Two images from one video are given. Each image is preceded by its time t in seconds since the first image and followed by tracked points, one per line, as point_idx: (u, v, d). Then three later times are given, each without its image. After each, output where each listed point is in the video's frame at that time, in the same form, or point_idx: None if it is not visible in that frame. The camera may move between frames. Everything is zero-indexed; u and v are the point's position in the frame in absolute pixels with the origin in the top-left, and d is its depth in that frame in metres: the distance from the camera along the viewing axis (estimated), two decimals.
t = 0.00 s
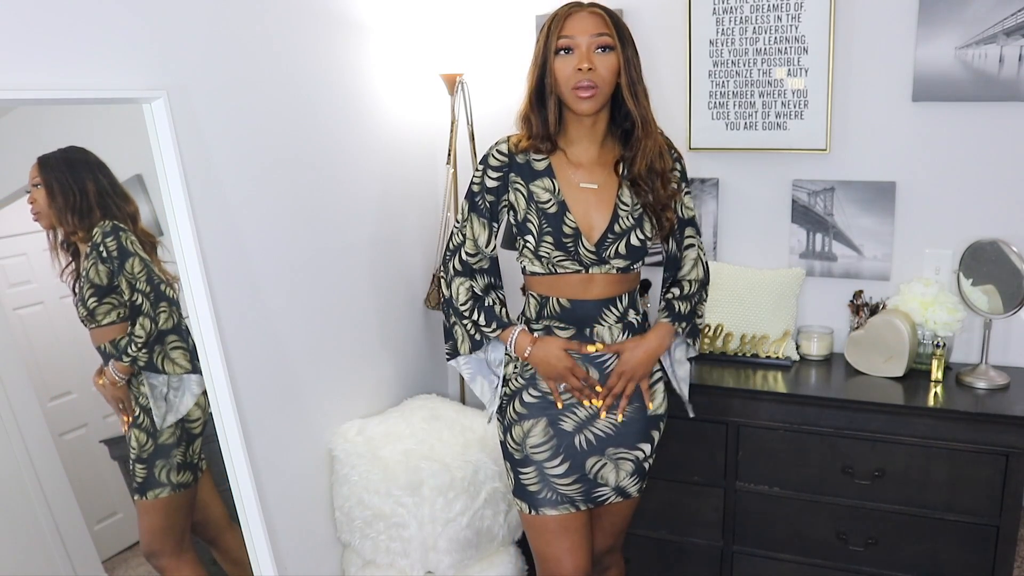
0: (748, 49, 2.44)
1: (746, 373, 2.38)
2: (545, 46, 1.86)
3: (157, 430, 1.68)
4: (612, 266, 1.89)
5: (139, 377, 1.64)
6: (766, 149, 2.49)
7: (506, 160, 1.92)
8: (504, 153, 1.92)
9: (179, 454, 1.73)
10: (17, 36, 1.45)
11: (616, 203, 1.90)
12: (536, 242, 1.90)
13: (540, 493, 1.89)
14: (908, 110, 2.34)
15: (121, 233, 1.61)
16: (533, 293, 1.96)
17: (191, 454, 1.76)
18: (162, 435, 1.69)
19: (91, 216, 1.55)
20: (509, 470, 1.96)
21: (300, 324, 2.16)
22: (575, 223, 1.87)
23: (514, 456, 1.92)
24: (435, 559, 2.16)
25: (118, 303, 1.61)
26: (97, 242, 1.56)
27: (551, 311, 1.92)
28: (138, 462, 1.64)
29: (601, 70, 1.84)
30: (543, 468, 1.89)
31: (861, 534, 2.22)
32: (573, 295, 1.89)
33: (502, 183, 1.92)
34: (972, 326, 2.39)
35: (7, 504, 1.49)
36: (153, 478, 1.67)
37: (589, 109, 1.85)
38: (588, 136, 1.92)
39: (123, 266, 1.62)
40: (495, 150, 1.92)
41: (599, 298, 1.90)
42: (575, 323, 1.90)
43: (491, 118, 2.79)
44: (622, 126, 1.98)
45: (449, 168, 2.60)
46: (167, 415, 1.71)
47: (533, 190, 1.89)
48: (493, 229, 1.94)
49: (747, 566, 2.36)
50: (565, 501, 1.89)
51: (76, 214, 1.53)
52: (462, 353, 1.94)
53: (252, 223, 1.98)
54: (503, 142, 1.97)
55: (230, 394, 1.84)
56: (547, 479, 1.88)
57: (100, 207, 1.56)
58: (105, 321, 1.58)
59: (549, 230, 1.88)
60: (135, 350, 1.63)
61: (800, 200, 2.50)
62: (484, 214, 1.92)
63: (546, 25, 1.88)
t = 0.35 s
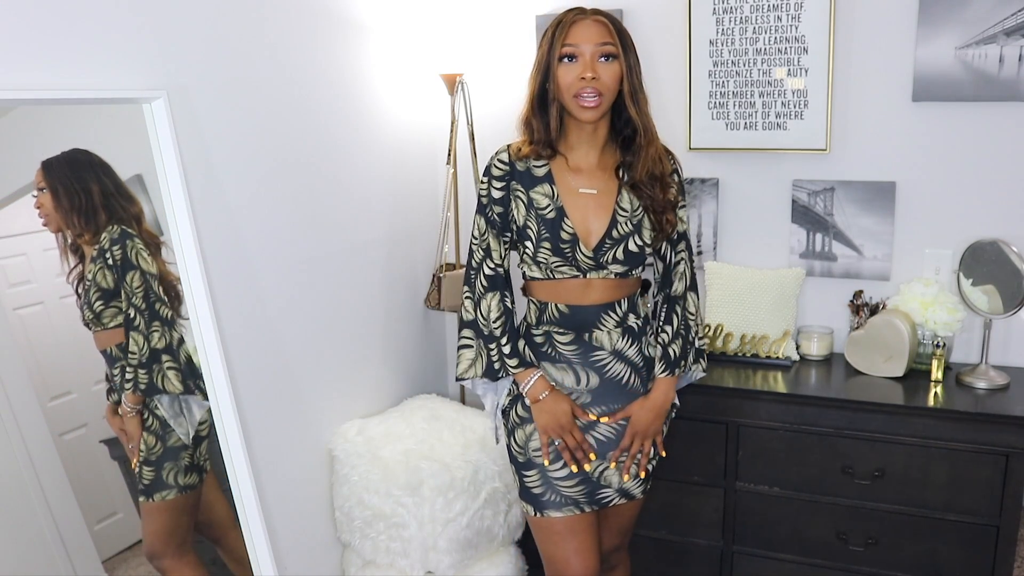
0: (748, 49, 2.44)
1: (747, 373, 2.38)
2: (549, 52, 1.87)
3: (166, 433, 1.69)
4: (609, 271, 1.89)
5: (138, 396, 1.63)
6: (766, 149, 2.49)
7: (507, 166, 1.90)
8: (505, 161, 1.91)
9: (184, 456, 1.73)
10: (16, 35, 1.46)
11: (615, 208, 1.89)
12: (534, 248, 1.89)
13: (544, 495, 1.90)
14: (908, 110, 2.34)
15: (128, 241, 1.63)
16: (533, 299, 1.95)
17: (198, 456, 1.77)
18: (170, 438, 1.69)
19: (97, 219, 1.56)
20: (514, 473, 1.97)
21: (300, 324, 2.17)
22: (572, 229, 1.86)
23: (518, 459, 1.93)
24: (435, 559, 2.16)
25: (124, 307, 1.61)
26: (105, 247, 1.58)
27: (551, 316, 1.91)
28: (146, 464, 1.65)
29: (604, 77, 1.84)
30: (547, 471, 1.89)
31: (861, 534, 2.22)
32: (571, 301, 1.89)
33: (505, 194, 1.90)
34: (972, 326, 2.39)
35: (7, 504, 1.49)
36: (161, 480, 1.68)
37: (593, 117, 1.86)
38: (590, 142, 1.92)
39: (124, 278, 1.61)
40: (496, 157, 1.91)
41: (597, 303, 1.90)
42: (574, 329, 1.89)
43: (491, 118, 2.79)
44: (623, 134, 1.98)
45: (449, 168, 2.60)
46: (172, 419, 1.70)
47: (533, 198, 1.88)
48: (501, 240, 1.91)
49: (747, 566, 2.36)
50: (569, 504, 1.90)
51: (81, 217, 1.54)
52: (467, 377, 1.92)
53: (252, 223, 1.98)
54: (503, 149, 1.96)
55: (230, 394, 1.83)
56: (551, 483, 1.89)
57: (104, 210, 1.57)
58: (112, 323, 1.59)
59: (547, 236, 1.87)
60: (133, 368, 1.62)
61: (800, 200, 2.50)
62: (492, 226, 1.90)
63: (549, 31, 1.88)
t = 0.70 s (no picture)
0: (748, 49, 2.44)
1: (746, 373, 2.38)
2: (547, 54, 1.87)
3: (167, 433, 1.68)
4: (609, 274, 1.89)
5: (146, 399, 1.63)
6: (766, 149, 2.49)
7: (508, 169, 1.90)
8: (505, 165, 1.90)
9: (185, 457, 1.73)
10: (15, 35, 1.45)
11: (616, 211, 1.90)
12: (536, 251, 1.90)
13: (556, 493, 1.90)
14: (908, 110, 2.34)
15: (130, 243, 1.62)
16: (534, 301, 1.95)
17: (199, 456, 1.77)
18: (171, 438, 1.69)
19: (99, 219, 1.56)
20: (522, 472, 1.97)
21: (300, 324, 2.16)
22: (574, 233, 1.86)
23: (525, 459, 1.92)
24: (435, 559, 2.16)
25: (127, 308, 1.61)
26: (107, 250, 1.58)
27: (552, 317, 1.91)
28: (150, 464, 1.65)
29: (602, 78, 1.84)
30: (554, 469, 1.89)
31: (861, 534, 2.22)
32: (572, 303, 1.89)
33: (506, 198, 1.90)
34: (972, 326, 2.39)
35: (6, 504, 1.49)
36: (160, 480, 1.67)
37: (591, 118, 1.86)
38: (590, 143, 1.92)
39: (128, 279, 1.62)
40: (496, 159, 1.91)
41: (597, 304, 1.89)
42: (575, 329, 1.89)
43: (490, 118, 2.79)
44: (623, 136, 1.98)
45: (449, 168, 2.60)
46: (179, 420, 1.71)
47: (534, 201, 1.88)
48: (505, 245, 1.91)
49: (747, 566, 2.36)
50: (578, 501, 1.89)
51: (84, 217, 1.54)
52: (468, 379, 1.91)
53: (252, 223, 1.98)
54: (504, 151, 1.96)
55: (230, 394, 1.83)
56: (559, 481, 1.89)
57: (106, 209, 1.57)
58: (114, 325, 1.59)
59: (548, 240, 1.87)
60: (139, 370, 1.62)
61: (800, 200, 2.50)
62: (494, 231, 1.90)
63: (548, 34, 1.88)
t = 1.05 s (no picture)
0: (748, 49, 2.44)
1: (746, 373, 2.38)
2: (552, 55, 1.87)
3: (176, 433, 1.70)
4: (607, 276, 1.89)
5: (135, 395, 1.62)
6: (766, 149, 2.49)
7: (509, 168, 1.90)
8: (507, 164, 1.91)
9: (190, 456, 1.74)
10: (15, 34, 1.45)
11: (616, 213, 1.89)
12: (535, 251, 1.90)
13: (552, 492, 1.90)
14: (908, 110, 2.34)
15: (130, 242, 1.62)
16: (531, 301, 1.95)
17: (204, 456, 1.78)
18: (181, 437, 1.72)
19: (99, 220, 1.56)
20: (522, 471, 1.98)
21: (300, 324, 2.16)
22: (574, 234, 1.86)
23: (524, 457, 1.93)
24: (435, 559, 2.16)
25: (128, 308, 1.61)
26: (107, 250, 1.57)
27: (548, 319, 1.91)
28: (149, 463, 1.65)
29: (604, 79, 1.84)
30: (551, 468, 1.89)
31: (862, 534, 2.22)
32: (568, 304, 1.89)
33: (506, 197, 1.91)
34: (972, 326, 2.39)
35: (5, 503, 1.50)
36: (165, 478, 1.68)
37: (592, 119, 1.86)
38: (592, 145, 1.92)
39: (131, 276, 1.63)
40: (498, 159, 1.91)
41: (594, 306, 1.89)
42: (571, 331, 1.89)
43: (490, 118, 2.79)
44: (625, 138, 1.98)
45: (449, 168, 2.60)
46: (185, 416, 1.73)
47: (535, 201, 1.88)
48: (505, 244, 1.93)
49: (747, 566, 2.36)
50: (575, 500, 1.89)
51: (84, 218, 1.54)
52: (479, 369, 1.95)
53: (252, 224, 1.98)
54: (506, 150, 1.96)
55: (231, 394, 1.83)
56: (556, 480, 1.89)
57: (107, 211, 1.57)
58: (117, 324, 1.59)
59: (547, 241, 1.87)
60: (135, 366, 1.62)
61: (800, 200, 2.50)
62: (492, 229, 1.92)
63: (553, 35, 1.88)
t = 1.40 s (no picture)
0: (748, 49, 2.44)
1: (746, 373, 2.38)
2: (553, 51, 1.87)
3: (174, 431, 1.71)
4: (608, 270, 1.88)
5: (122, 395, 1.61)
6: (766, 149, 2.49)
7: (512, 163, 1.90)
8: (510, 157, 1.90)
9: (189, 456, 1.75)
10: (15, 33, 1.45)
11: (619, 207, 1.89)
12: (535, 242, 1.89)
13: (545, 491, 1.90)
14: (908, 110, 2.34)
15: (130, 238, 1.63)
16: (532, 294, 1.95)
17: (203, 454, 1.78)
18: (179, 435, 1.72)
19: (102, 218, 1.57)
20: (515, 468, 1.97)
21: (300, 323, 2.16)
22: (575, 226, 1.86)
23: (518, 455, 1.93)
24: (435, 560, 2.16)
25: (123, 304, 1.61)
26: (107, 245, 1.58)
27: (546, 313, 1.93)
28: (150, 460, 1.66)
29: (605, 74, 1.84)
30: (545, 466, 1.89)
31: (861, 534, 2.22)
32: (568, 300, 1.90)
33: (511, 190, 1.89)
34: (972, 326, 2.39)
35: (5, 503, 1.49)
36: (164, 477, 1.68)
37: (594, 116, 1.85)
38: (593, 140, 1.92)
39: (126, 273, 1.62)
40: (500, 154, 1.91)
41: (592, 303, 1.89)
42: (568, 328, 1.90)
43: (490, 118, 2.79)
44: (628, 133, 1.97)
45: (449, 168, 2.60)
46: (182, 414, 1.73)
47: (536, 193, 1.87)
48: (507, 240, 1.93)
49: (747, 566, 2.36)
50: (568, 500, 1.89)
51: (86, 216, 1.55)
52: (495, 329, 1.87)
53: (252, 224, 1.98)
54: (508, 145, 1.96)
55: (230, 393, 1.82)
56: (550, 478, 1.89)
57: (109, 209, 1.58)
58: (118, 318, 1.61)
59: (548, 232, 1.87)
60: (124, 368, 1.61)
61: (800, 200, 2.50)
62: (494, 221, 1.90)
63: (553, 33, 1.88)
